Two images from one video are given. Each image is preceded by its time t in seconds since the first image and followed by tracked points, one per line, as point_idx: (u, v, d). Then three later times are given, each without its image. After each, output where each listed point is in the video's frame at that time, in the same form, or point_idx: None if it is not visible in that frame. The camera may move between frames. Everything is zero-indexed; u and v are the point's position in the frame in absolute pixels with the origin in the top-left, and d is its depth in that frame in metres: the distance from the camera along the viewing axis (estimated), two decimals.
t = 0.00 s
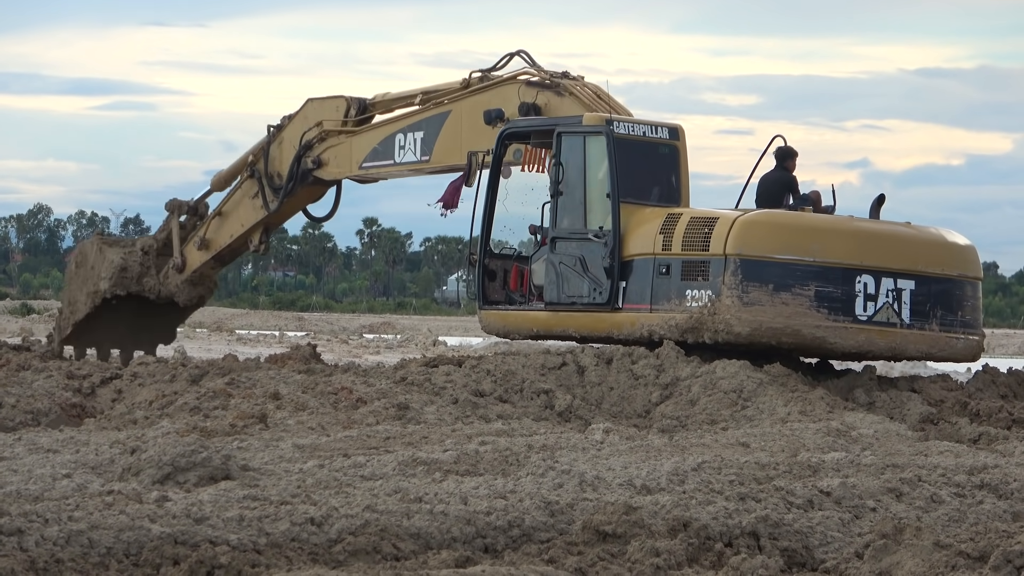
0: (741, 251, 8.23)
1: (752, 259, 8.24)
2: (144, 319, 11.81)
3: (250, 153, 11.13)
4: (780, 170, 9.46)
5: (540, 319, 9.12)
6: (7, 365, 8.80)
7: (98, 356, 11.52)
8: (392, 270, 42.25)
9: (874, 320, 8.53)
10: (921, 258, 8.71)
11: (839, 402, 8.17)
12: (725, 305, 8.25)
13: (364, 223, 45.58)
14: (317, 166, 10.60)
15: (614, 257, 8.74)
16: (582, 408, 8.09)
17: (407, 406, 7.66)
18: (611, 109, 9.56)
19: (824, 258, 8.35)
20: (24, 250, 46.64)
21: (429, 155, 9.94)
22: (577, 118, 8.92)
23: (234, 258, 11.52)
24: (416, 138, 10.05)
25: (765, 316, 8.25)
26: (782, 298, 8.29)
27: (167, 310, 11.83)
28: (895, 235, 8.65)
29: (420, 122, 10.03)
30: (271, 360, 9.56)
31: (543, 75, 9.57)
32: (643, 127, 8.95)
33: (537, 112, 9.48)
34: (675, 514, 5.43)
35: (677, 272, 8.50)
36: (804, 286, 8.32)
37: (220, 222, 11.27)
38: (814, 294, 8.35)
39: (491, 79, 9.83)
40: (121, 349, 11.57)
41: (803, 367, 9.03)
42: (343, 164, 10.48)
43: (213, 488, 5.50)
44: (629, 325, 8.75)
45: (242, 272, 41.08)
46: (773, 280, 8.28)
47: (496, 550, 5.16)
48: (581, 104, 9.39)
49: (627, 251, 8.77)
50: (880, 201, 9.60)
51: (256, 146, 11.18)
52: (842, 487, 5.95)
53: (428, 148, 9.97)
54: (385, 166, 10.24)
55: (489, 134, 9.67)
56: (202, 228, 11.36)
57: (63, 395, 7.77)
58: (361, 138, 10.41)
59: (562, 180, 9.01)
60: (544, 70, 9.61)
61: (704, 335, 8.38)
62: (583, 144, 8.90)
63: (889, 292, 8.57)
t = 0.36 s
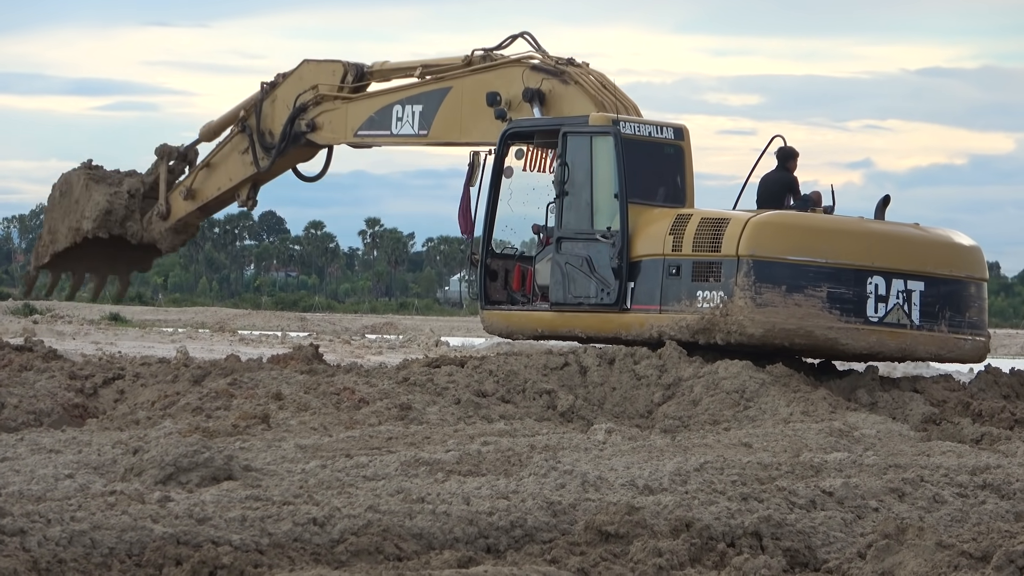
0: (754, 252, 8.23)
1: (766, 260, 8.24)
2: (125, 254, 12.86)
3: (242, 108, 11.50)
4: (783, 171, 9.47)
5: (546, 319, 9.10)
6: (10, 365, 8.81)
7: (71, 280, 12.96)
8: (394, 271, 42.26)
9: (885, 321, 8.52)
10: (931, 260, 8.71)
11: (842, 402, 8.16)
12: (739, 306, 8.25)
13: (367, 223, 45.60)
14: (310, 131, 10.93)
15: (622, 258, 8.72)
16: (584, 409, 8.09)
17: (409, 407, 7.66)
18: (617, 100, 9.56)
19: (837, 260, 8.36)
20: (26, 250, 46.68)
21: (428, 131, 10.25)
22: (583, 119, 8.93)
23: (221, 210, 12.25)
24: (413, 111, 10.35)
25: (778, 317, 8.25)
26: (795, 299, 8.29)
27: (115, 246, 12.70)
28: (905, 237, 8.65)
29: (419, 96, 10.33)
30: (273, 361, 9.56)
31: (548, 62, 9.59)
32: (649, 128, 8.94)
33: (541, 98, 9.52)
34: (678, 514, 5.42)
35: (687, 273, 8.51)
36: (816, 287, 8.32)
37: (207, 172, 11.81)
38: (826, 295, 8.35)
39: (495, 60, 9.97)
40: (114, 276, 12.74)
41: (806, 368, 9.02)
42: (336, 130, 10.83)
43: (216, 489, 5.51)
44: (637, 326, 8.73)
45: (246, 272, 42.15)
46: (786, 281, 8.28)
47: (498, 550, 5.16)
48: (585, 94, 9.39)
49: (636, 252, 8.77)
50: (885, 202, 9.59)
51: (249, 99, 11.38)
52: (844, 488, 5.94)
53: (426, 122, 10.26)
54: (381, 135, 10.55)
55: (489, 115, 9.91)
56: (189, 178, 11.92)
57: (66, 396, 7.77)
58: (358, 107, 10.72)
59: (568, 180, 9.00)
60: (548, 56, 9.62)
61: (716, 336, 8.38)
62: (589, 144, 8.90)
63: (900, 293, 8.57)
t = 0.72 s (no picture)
0: (775, 255, 8.21)
1: (789, 263, 8.23)
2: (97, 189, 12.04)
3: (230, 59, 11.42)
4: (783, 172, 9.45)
5: (556, 321, 9.07)
6: (16, 368, 8.83)
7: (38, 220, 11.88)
8: (400, 273, 42.30)
9: (904, 324, 8.52)
10: (947, 262, 8.72)
11: (847, 403, 8.14)
12: (760, 309, 8.24)
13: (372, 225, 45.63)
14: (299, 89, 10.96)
15: (637, 260, 8.73)
16: (590, 411, 8.09)
17: (415, 408, 7.66)
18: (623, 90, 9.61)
19: (857, 262, 8.36)
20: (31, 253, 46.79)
21: (425, 103, 10.32)
22: (593, 120, 8.93)
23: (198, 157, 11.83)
24: (411, 82, 10.40)
25: (801, 320, 8.24)
26: (817, 302, 8.28)
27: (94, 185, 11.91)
28: (923, 239, 8.64)
29: (417, 67, 10.35)
30: (278, 363, 9.58)
31: (554, 47, 9.66)
32: (659, 129, 8.91)
33: (547, 84, 9.60)
34: (684, 516, 5.41)
35: (705, 276, 8.49)
36: (838, 290, 8.32)
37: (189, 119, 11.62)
38: (848, 298, 8.34)
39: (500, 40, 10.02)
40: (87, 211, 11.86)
41: (811, 369, 9.01)
42: (328, 92, 10.83)
43: (222, 491, 5.51)
44: (653, 328, 8.71)
45: (252, 274, 42.63)
46: (807, 284, 8.26)
47: (504, 552, 5.16)
48: (591, 82, 9.46)
49: (652, 256, 8.74)
50: (894, 203, 9.57)
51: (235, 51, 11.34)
52: (850, 489, 5.93)
53: (424, 94, 10.32)
54: (376, 103, 10.59)
55: (491, 96, 9.97)
56: (169, 124, 11.68)
57: (71, 398, 7.78)
58: (351, 71, 10.72)
59: (579, 182, 9.00)
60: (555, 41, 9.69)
61: (737, 339, 8.33)
62: (601, 146, 8.90)
63: (918, 296, 8.57)
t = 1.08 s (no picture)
0: (808, 259, 8.20)
1: (821, 267, 8.22)
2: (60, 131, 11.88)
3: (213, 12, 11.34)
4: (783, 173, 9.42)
5: (571, 324, 9.04)
6: (24, 370, 8.85)
7: None
8: (408, 275, 42.35)
9: (929, 327, 8.53)
10: (971, 267, 8.75)
11: (855, 405, 8.12)
12: (791, 313, 8.22)
13: (380, 227, 45.68)
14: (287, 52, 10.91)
15: (660, 263, 8.70)
16: (598, 413, 8.08)
17: (423, 411, 7.66)
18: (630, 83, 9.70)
19: (886, 266, 8.37)
20: (40, 255, 46.93)
21: (422, 78, 10.30)
22: (611, 123, 8.92)
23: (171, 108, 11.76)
24: (407, 55, 10.37)
25: (833, 323, 8.24)
26: (848, 306, 8.28)
27: (65, 128, 11.76)
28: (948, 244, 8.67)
29: (414, 41, 10.32)
30: (286, 365, 9.58)
31: (562, 36, 9.69)
32: (674, 132, 8.93)
33: (555, 72, 9.63)
34: (692, 518, 5.40)
35: (732, 279, 8.47)
36: (868, 294, 8.33)
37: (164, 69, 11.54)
38: (877, 302, 8.35)
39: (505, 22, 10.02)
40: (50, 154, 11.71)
41: (819, 371, 8.99)
42: (317, 57, 10.78)
43: (230, 493, 5.52)
44: (676, 330, 8.67)
45: (260, 276, 42.44)
46: (839, 288, 8.26)
47: (512, 555, 5.15)
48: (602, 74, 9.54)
49: (674, 259, 8.72)
50: (907, 206, 9.56)
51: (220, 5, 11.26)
52: (858, 491, 5.91)
53: (421, 69, 10.30)
54: (368, 72, 10.58)
55: (493, 78, 9.99)
56: (144, 73, 11.59)
57: (79, 400, 7.79)
58: (343, 38, 10.69)
59: (597, 185, 8.96)
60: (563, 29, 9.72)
61: (767, 343, 8.32)
62: (619, 149, 8.89)
63: (942, 299, 8.59)
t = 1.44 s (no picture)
0: (847, 263, 8.19)
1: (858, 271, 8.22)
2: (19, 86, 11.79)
3: None
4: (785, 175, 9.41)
5: (590, 326, 9.03)
6: (32, 372, 8.86)
7: None
8: (415, 276, 42.41)
9: (959, 331, 8.56)
10: (994, 271, 8.82)
11: (863, 407, 8.09)
12: (831, 317, 8.21)
13: (389, 229, 45.75)
14: (269, 21, 10.81)
15: (687, 265, 8.66)
16: (605, 414, 8.07)
17: (431, 412, 7.66)
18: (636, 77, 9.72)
19: (920, 271, 8.39)
20: (48, 257, 47.08)
21: (413, 58, 10.25)
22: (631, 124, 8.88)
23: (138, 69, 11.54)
24: (398, 34, 10.31)
25: (871, 328, 8.24)
26: (886, 310, 8.28)
27: (21, 79, 11.63)
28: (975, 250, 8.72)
29: (407, 20, 10.28)
30: (294, 367, 9.58)
31: (567, 26, 9.68)
32: (693, 134, 8.86)
33: (559, 63, 9.63)
34: (699, 520, 5.39)
35: (764, 283, 8.45)
36: (904, 298, 8.33)
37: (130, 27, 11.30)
38: (912, 306, 8.36)
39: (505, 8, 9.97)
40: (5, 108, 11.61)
41: (828, 372, 8.98)
42: (300, 28, 10.70)
43: (237, 495, 5.52)
44: (704, 333, 8.65)
45: (268, 278, 42.68)
46: (876, 293, 8.27)
47: (519, 556, 5.15)
48: (608, 67, 9.57)
49: (701, 261, 8.66)
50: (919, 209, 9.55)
51: None
52: (866, 493, 5.89)
53: (413, 48, 10.26)
54: (355, 47, 10.50)
55: (491, 63, 9.97)
56: (110, 28, 11.34)
57: (87, 402, 7.81)
58: (329, 10, 10.60)
59: (619, 186, 8.91)
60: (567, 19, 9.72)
61: (803, 346, 8.32)
62: (642, 150, 8.85)
63: (970, 304, 8.63)
